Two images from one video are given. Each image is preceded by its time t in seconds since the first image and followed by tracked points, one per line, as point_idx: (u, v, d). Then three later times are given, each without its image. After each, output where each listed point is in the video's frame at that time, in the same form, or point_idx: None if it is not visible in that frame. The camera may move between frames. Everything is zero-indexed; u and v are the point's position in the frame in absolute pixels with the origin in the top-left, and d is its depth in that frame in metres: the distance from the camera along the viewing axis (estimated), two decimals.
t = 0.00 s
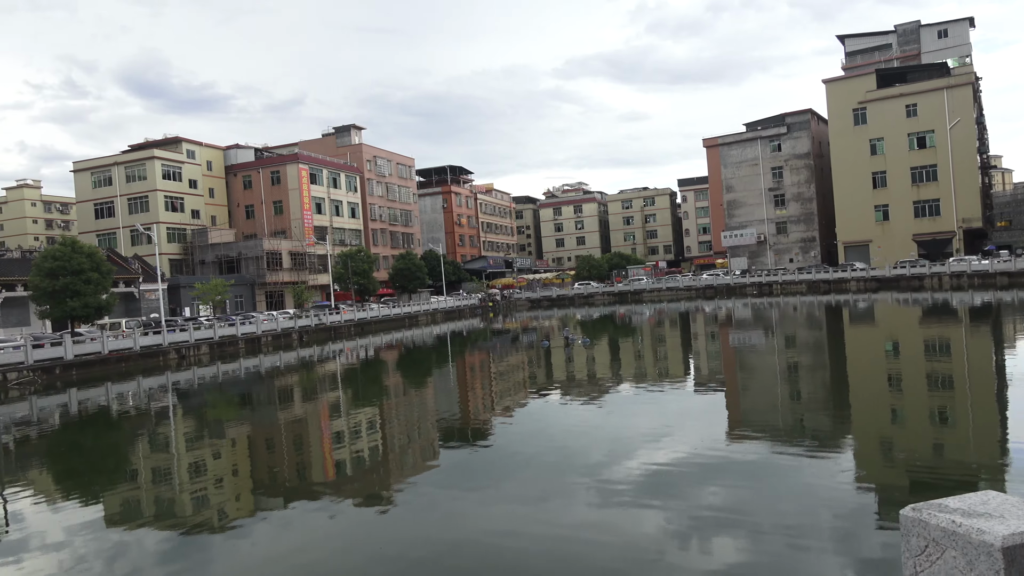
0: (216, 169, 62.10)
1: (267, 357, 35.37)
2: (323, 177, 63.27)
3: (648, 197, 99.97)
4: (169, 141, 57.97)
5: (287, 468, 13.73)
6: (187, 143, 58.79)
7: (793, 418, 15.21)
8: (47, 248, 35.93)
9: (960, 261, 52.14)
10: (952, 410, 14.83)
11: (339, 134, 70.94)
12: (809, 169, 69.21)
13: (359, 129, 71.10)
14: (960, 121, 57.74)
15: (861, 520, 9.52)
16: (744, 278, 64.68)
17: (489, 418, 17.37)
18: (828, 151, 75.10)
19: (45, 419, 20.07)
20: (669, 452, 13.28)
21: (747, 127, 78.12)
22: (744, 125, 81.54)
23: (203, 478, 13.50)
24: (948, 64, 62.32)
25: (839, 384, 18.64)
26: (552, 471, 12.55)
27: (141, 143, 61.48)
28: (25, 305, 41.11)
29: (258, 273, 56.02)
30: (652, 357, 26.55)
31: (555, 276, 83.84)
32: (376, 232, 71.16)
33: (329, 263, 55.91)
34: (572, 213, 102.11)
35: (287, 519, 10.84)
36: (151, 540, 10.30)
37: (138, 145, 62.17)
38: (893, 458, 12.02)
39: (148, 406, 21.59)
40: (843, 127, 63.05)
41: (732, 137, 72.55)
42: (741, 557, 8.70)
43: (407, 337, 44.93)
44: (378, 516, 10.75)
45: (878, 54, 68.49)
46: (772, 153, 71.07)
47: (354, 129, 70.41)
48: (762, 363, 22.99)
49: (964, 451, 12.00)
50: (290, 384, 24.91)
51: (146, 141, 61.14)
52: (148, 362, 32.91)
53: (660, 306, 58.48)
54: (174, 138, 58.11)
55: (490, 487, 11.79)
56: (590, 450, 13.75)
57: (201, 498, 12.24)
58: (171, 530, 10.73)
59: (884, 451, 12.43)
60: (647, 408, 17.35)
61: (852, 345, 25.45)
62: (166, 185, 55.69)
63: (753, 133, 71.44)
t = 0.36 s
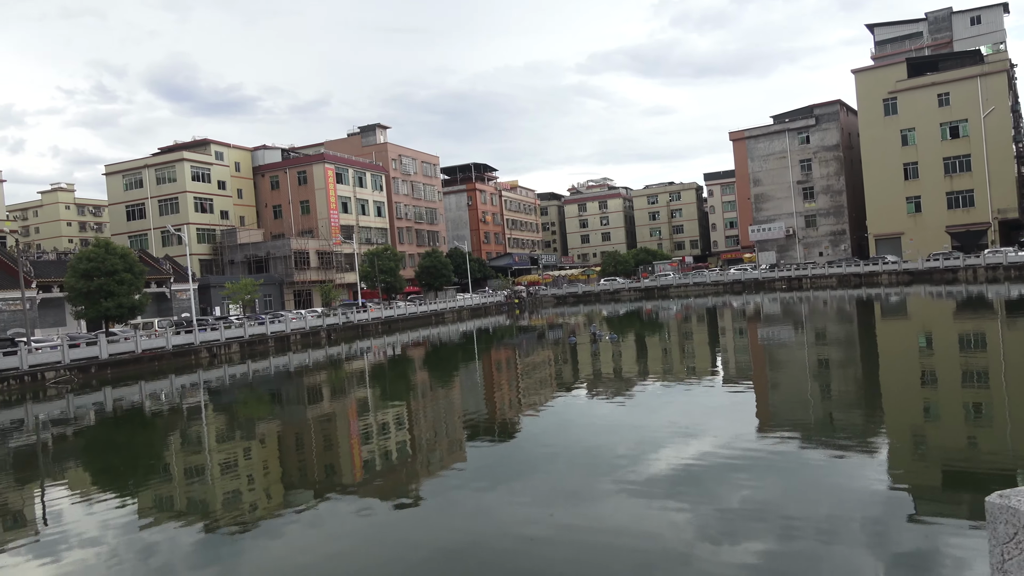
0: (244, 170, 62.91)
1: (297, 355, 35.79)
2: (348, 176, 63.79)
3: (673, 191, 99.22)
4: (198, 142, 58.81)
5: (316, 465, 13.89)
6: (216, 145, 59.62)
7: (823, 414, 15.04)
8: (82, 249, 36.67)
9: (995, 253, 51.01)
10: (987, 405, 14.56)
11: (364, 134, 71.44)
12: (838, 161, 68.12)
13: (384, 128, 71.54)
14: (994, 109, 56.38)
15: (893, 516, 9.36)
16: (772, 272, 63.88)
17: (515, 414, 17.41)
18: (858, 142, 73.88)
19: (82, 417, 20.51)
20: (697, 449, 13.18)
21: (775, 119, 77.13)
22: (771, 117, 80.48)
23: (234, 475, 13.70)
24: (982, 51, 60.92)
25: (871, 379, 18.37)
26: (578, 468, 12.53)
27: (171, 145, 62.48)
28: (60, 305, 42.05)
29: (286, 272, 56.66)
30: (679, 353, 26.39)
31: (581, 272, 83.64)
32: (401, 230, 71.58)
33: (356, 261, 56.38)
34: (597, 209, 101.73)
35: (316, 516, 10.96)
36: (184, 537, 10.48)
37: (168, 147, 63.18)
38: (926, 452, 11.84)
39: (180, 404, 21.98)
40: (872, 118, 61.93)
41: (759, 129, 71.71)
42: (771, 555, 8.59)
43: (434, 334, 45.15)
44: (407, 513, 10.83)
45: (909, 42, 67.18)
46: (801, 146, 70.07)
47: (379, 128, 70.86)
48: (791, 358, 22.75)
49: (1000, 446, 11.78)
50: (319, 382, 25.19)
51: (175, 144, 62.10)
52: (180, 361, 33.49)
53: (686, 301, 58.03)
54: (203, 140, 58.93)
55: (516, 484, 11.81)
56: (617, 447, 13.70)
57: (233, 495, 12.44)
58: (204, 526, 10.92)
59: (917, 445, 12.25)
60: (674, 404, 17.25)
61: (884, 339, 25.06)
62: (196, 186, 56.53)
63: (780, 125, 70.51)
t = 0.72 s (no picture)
0: (270, 165, 63.50)
1: (323, 348, 36.11)
2: (372, 171, 64.11)
3: (698, 182, 98.33)
4: (224, 138, 59.45)
5: (342, 457, 13.99)
6: (241, 141, 60.23)
7: (851, 407, 14.82)
8: (113, 245, 37.32)
9: None
10: (1021, 397, 14.23)
11: (387, 128, 71.71)
12: (866, 150, 66.95)
13: (406, 122, 71.73)
14: None
15: (922, 511, 9.18)
16: (799, 263, 63.06)
17: (540, 407, 17.40)
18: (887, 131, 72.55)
19: (114, 409, 20.93)
20: (722, 442, 13.05)
21: (801, 108, 76.02)
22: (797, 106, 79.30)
23: (262, 467, 13.86)
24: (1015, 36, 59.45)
25: (901, 371, 18.06)
26: (603, 460, 12.47)
27: (198, 142, 63.26)
28: (91, 300, 42.86)
29: (311, 267, 57.19)
30: (704, 346, 26.18)
31: (605, 265, 83.29)
32: (425, 223, 71.80)
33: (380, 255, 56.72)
34: (620, 201, 101.15)
35: (342, 507, 11.03)
36: (212, 527, 10.63)
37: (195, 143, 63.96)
38: (957, 445, 11.61)
39: (209, 397, 22.31)
40: (901, 105, 60.77)
41: (785, 119, 70.75)
42: (797, 549, 8.48)
43: (458, 327, 45.27)
44: (432, 504, 10.87)
45: (939, 28, 65.78)
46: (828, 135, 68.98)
47: (402, 122, 71.06)
48: (818, 350, 22.44)
49: None
50: (345, 375, 25.39)
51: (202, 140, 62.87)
52: (209, 355, 33.98)
53: (712, 294, 57.56)
54: (228, 136, 59.57)
55: (541, 476, 11.79)
56: (642, 440, 13.61)
57: (260, 486, 12.60)
58: (232, 517, 11.06)
59: (947, 438, 12.02)
60: (700, 397, 17.10)
61: (914, 331, 24.61)
62: (222, 182, 57.20)
63: (807, 114, 69.48)
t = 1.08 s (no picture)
0: (298, 161, 64.11)
1: (351, 342, 36.42)
2: (399, 166, 64.40)
3: (726, 176, 97.21)
4: (253, 134, 60.12)
5: (370, 450, 14.11)
6: (270, 136, 60.83)
7: (882, 404, 14.56)
8: (145, 240, 37.95)
9: None
10: None
11: (413, 123, 71.96)
12: (900, 143, 65.60)
13: (433, 117, 71.89)
14: None
15: (955, 510, 8.98)
16: (830, 258, 62.07)
17: (566, 402, 17.38)
18: (921, 123, 71.02)
19: (146, 401, 21.33)
20: (749, 438, 12.91)
21: (832, 100, 74.70)
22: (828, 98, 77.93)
23: (291, 459, 14.02)
24: None
25: (934, 368, 17.68)
26: (628, 456, 12.40)
27: (227, 137, 64.01)
28: (124, 294, 43.69)
29: (339, 261, 57.70)
30: (732, 341, 25.89)
31: (631, 260, 82.83)
32: (451, 218, 71.99)
33: (407, 250, 57.00)
34: (648, 195, 100.39)
35: (370, 500, 11.12)
36: (241, 518, 10.77)
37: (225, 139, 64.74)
38: (993, 444, 11.34)
39: (239, 389, 22.65)
40: (936, 97, 59.39)
41: (815, 111, 69.62)
42: (825, 547, 8.35)
43: (484, 322, 45.39)
44: (458, 498, 10.90)
45: (976, 17, 64.08)
46: (859, 127, 67.71)
47: (429, 117, 71.25)
48: (850, 346, 22.07)
49: None
50: (372, 369, 25.52)
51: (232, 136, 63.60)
52: (239, 348, 34.47)
53: (740, 288, 56.96)
54: (258, 132, 60.21)
55: (567, 471, 11.76)
56: (668, 436, 13.50)
57: (290, 478, 12.75)
58: (262, 508, 11.20)
59: (982, 437, 11.73)
60: (728, 393, 16.92)
61: (949, 327, 24.07)
62: (251, 177, 57.87)
63: (838, 107, 68.26)
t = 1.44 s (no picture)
0: (340, 156, 64.87)
1: (392, 336, 36.73)
2: (439, 161, 64.71)
3: (770, 169, 95.35)
4: (297, 131, 61.01)
5: (411, 443, 14.19)
6: (313, 132, 61.65)
7: (932, 403, 14.10)
8: (192, 235, 38.81)
9: None
10: None
11: (453, 118, 72.17)
12: (952, 134, 63.43)
13: (473, 112, 72.01)
14: None
15: (1008, 515, 8.65)
16: (878, 253, 60.42)
17: (605, 397, 17.24)
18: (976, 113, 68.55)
19: (194, 392, 21.85)
20: (792, 436, 12.63)
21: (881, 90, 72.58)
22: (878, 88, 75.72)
23: (333, 450, 14.18)
24: None
25: (988, 366, 17.07)
26: (668, 452, 12.23)
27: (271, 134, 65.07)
28: (172, 288, 44.82)
29: (380, 256, 58.29)
30: (775, 337, 25.40)
31: (673, 254, 81.87)
32: (491, 213, 72.12)
33: (447, 244, 57.30)
34: (689, 188, 99.05)
35: (410, 492, 11.18)
36: (285, 508, 10.91)
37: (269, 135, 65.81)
38: None
39: (283, 381, 23.06)
40: (992, 86, 57.23)
41: (863, 102, 67.72)
42: (872, 549, 8.12)
43: (524, 316, 45.37)
44: (498, 492, 10.87)
45: None
46: (910, 118, 65.70)
47: (469, 112, 71.40)
48: (898, 343, 21.45)
49: None
50: (413, 362, 25.64)
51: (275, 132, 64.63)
52: (283, 341, 35.12)
53: (784, 284, 55.85)
54: (301, 128, 61.07)
55: (607, 466, 11.66)
56: (708, 432, 13.29)
57: (332, 469, 12.90)
58: (305, 498, 11.36)
59: None
60: (771, 390, 16.58)
61: (1005, 324, 23.19)
62: (294, 173, 58.76)
63: (887, 97, 66.31)
